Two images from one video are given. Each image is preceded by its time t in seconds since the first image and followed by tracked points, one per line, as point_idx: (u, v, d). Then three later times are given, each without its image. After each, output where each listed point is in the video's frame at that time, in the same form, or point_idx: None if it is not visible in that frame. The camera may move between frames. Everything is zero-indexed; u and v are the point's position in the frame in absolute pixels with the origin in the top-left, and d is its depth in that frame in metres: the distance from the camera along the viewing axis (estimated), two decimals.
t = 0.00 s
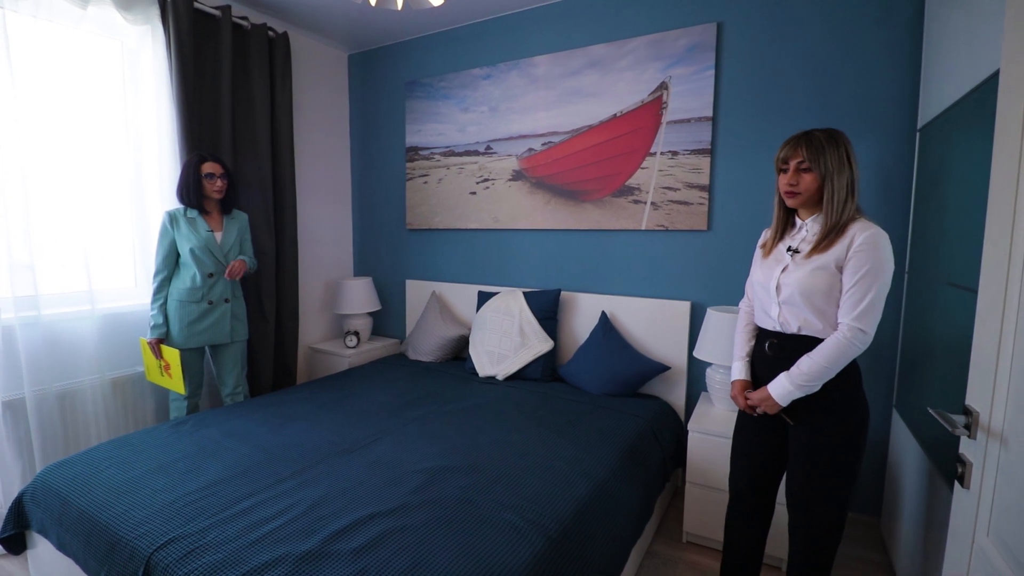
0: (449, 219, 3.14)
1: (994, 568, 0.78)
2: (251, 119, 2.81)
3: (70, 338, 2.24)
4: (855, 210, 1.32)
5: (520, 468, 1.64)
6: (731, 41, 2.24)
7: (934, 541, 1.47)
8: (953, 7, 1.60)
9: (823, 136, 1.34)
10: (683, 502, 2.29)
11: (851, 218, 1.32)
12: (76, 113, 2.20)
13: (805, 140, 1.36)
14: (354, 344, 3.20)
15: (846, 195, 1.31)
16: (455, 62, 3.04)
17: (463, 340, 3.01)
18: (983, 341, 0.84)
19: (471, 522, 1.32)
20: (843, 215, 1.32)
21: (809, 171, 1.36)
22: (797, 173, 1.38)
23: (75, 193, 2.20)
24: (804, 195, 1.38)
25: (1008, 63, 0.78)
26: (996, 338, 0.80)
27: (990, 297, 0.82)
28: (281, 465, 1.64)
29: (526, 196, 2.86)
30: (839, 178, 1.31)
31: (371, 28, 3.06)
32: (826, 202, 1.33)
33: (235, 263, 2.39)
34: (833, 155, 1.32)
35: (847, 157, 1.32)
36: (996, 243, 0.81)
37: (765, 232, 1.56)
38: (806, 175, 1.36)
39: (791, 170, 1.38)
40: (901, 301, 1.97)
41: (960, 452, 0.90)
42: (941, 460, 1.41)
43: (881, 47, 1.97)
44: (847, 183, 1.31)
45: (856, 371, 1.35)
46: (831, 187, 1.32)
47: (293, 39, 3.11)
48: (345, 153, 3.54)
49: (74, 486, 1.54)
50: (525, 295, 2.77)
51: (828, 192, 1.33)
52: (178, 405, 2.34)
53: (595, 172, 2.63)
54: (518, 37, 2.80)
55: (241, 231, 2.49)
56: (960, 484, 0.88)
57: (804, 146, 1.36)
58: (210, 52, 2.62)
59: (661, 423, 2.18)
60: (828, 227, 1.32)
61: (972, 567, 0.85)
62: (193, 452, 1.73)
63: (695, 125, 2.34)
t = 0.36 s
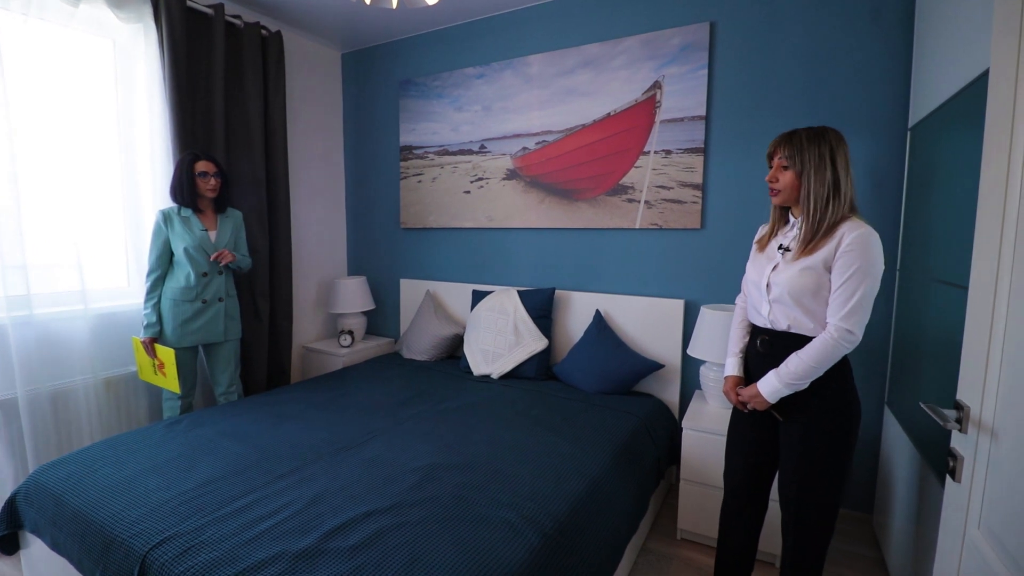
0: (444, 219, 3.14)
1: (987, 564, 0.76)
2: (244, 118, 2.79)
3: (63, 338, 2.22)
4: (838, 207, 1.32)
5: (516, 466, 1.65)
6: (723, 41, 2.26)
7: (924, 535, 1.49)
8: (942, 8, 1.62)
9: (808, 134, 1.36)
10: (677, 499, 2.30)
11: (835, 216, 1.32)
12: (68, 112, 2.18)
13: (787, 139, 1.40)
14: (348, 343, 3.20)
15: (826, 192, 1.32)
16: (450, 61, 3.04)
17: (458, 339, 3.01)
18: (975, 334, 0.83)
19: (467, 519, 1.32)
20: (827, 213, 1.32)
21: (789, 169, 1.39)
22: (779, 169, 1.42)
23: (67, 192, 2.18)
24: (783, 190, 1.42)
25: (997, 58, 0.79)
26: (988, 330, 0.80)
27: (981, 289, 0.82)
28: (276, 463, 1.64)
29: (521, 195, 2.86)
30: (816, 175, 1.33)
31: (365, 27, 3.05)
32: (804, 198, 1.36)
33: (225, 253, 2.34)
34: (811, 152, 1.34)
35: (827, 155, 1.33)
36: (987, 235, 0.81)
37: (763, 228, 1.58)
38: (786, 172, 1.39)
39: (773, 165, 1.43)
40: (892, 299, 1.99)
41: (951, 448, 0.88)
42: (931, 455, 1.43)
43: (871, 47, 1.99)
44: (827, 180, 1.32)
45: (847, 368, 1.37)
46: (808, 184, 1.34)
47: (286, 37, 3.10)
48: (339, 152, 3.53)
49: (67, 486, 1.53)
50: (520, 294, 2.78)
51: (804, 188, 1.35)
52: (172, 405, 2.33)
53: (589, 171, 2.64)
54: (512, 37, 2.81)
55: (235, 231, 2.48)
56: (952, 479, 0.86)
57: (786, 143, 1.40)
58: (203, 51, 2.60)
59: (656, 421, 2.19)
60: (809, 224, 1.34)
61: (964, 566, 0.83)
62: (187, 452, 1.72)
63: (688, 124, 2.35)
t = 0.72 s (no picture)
0: (444, 218, 3.15)
1: (986, 560, 0.77)
2: (245, 118, 2.80)
3: (65, 337, 2.23)
4: (840, 205, 1.32)
5: (517, 463, 1.66)
6: (723, 41, 2.27)
7: (923, 532, 1.50)
8: (942, 8, 1.62)
9: (806, 133, 1.38)
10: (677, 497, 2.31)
11: (836, 214, 1.32)
12: (69, 111, 2.18)
13: (785, 137, 1.41)
14: (349, 342, 3.20)
15: (826, 189, 1.33)
16: (450, 61, 3.05)
17: (458, 338, 3.02)
18: (973, 331, 0.84)
19: (469, 517, 1.33)
20: (830, 212, 1.32)
21: (787, 167, 1.40)
22: (778, 168, 1.43)
23: (69, 191, 2.18)
24: (784, 189, 1.42)
25: (996, 56, 0.80)
26: (986, 326, 0.81)
27: (979, 287, 0.82)
28: (278, 461, 1.65)
29: (521, 194, 2.87)
30: (815, 172, 1.34)
31: (366, 26, 3.06)
32: (805, 196, 1.36)
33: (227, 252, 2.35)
34: (808, 150, 1.35)
35: (826, 151, 1.34)
36: (986, 232, 0.81)
37: (761, 227, 1.58)
38: (785, 171, 1.40)
39: (772, 165, 1.44)
40: (890, 298, 2.00)
41: (949, 443, 0.89)
42: (930, 452, 1.44)
43: (871, 47, 2.00)
44: (827, 176, 1.32)
45: (846, 366, 1.38)
46: (807, 181, 1.35)
47: (287, 37, 3.10)
48: (339, 152, 3.53)
49: (70, 484, 1.54)
50: (520, 293, 2.78)
51: (804, 186, 1.36)
52: (174, 404, 2.34)
53: (589, 171, 2.65)
54: (512, 37, 2.82)
55: (237, 230, 2.49)
56: (951, 475, 0.87)
57: (784, 142, 1.41)
58: (204, 51, 2.60)
59: (656, 419, 2.20)
60: (811, 222, 1.34)
61: (961, 561, 0.83)
62: (190, 450, 1.73)
63: (688, 124, 2.36)
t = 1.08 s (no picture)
0: (445, 218, 3.17)
1: (976, 552, 0.78)
2: (248, 118, 2.82)
3: (71, 336, 2.25)
4: (831, 206, 1.34)
5: (518, 461, 1.67)
6: (722, 42, 2.29)
7: (921, 528, 1.51)
8: (939, 9, 1.64)
9: (796, 134, 1.39)
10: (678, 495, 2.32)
11: (828, 216, 1.34)
12: (76, 113, 2.21)
13: (776, 139, 1.42)
14: (351, 341, 3.22)
15: (817, 192, 1.34)
16: (451, 62, 3.07)
17: (460, 338, 3.04)
18: (965, 328, 0.85)
19: (471, 512, 1.35)
20: (822, 214, 1.34)
21: (779, 169, 1.41)
22: (769, 169, 1.43)
23: (75, 192, 2.21)
24: (776, 190, 1.42)
25: (988, 58, 0.82)
26: (977, 323, 0.82)
27: (971, 284, 0.84)
28: (283, 458, 1.67)
29: (522, 194, 2.89)
30: (807, 175, 1.35)
31: (367, 28, 3.08)
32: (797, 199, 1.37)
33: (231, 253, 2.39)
34: (801, 150, 1.37)
35: (817, 153, 1.35)
36: (978, 231, 0.83)
37: (749, 229, 1.58)
38: (776, 173, 1.41)
39: (764, 166, 1.44)
40: (889, 296, 2.02)
41: (942, 438, 0.91)
42: (928, 449, 1.45)
43: (869, 47, 2.01)
44: (818, 178, 1.34)
45: (844, 363, 1.39)
46: (800, 183, 1.36)
47: (289, 38, 3.13)
48: (342, 152, 3.55)
49: (76, 481, 1.56)
50: (521, 292, 2.80)
51: (796, 187, 1.37)
52: (178, 402, 2.36)
53: (589, 171, 2.66)
54: (513, 38, 2.84)
55: (241, 230, 2.51)
56: (943, 469, 0.88)
57: (775, 143, 1.42)
58: (208, 53, 2.63)
59: (656, 418, 2.22)
60: (803, 226, 1.35)
61: (954, 555, 0.85)
62: (195, 447, 1.75)
63: (688, 124, 2.37)
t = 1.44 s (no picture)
0: (450, 217, 3.20)
1: (970, 542, 0.80)
2: (257, 119, 2.86)
3: (84, 333, 2.30)
4: (834, 203, 1.36)
5: (521, 456, 1.70)
6: (726, 42, 2.30)
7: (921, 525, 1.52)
8: (942, 8, 1.64)
9: (799, 132, 1.40)
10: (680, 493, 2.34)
11: (831, 211, 1.36)
12: (89, 114, 2.26)
13: (780, 136, 1.42)
14: (357, 340, 3.26)
15: (822, 188, 1.36)
16: (457, 63, 3.10)
17: (464, 336, 3.06)
18: (959, 323, 0.87)
19: (475, 505, 1.38)
20: (825, 210, 1.36)
21: (784, 165, 1.41)
22: (774, 167, 1.44)
23: (88, 191, 2.26)
24: (781, 188, 1.43)
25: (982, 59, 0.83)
26: (970, 318, 0.84)
27: (964, 281, 0.86)
28: (291, 453, 1.70)
29: (526, 194, 2.91)
30: (812, 171, 1.36)
31: (374, 29, 3.11)
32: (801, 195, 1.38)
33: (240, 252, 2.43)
34: (806, 148, 1.37)
35: (822, 151, 1.37)
36: (971, 228, 0.84)
37: (749, 224, 1.59)
38: (782, 169, 1.41)
39: (768, 164, 1.44)
40: (892, 295, 2.02)
41: (937, 433, 0.92)
42: (928, 447, 1.46)
43: (872, 47, 2.01)
44: (824, 175, 1.36)
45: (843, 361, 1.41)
46: (805, 179, 1.37)
47: (297, 40, 3.17)
48: (348, 152, 3.59)
49: (89, 473, 1.60)
50: (525, 291, 2.82)
51: (801, 185, 1.38)
52: (188, 398, 2.40)
53: (593, 170, 2.68)
54: (517, 38, 2.86)
55: (250, 229, 2.55)
56: (938, 463, 0.90)
57: (779, 142, 1.42)
58: (217, 54, 2.67)
59: (659, 415, 2.23)
60: (808, 220, 1.37)
61: (947, 546, 0.86)
62: (205, 441, 1.79)
63: (692, 123, 2.39)
